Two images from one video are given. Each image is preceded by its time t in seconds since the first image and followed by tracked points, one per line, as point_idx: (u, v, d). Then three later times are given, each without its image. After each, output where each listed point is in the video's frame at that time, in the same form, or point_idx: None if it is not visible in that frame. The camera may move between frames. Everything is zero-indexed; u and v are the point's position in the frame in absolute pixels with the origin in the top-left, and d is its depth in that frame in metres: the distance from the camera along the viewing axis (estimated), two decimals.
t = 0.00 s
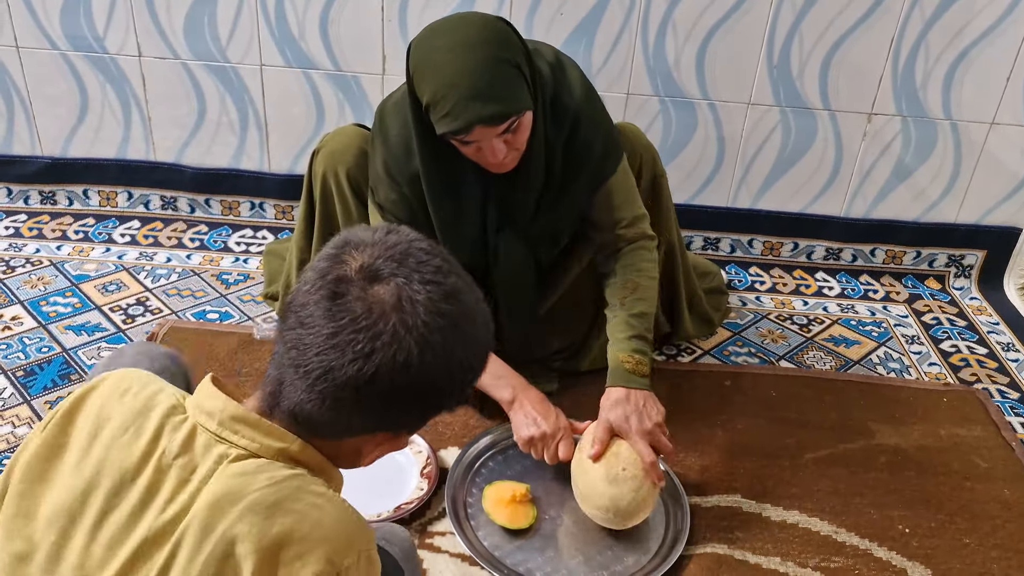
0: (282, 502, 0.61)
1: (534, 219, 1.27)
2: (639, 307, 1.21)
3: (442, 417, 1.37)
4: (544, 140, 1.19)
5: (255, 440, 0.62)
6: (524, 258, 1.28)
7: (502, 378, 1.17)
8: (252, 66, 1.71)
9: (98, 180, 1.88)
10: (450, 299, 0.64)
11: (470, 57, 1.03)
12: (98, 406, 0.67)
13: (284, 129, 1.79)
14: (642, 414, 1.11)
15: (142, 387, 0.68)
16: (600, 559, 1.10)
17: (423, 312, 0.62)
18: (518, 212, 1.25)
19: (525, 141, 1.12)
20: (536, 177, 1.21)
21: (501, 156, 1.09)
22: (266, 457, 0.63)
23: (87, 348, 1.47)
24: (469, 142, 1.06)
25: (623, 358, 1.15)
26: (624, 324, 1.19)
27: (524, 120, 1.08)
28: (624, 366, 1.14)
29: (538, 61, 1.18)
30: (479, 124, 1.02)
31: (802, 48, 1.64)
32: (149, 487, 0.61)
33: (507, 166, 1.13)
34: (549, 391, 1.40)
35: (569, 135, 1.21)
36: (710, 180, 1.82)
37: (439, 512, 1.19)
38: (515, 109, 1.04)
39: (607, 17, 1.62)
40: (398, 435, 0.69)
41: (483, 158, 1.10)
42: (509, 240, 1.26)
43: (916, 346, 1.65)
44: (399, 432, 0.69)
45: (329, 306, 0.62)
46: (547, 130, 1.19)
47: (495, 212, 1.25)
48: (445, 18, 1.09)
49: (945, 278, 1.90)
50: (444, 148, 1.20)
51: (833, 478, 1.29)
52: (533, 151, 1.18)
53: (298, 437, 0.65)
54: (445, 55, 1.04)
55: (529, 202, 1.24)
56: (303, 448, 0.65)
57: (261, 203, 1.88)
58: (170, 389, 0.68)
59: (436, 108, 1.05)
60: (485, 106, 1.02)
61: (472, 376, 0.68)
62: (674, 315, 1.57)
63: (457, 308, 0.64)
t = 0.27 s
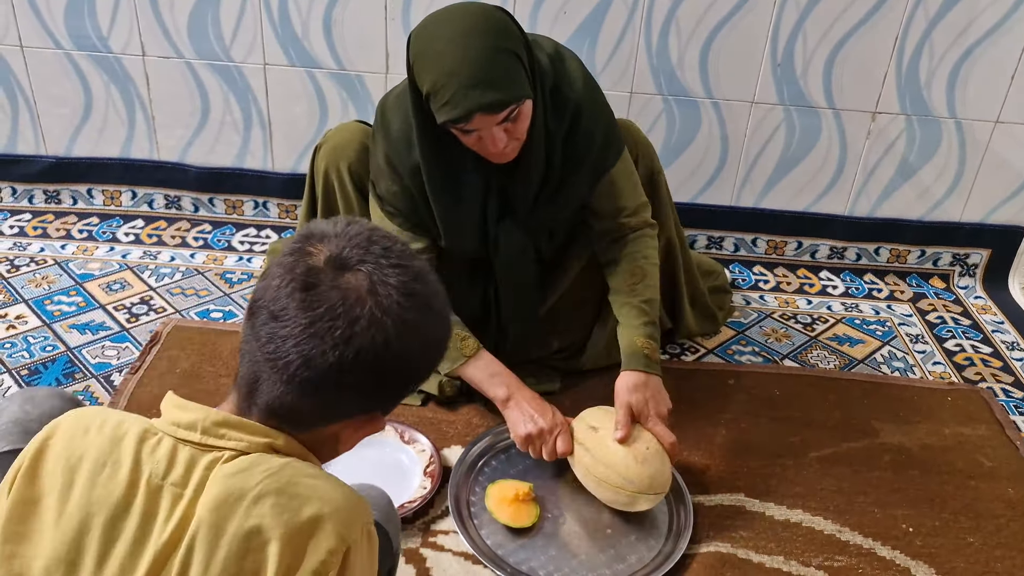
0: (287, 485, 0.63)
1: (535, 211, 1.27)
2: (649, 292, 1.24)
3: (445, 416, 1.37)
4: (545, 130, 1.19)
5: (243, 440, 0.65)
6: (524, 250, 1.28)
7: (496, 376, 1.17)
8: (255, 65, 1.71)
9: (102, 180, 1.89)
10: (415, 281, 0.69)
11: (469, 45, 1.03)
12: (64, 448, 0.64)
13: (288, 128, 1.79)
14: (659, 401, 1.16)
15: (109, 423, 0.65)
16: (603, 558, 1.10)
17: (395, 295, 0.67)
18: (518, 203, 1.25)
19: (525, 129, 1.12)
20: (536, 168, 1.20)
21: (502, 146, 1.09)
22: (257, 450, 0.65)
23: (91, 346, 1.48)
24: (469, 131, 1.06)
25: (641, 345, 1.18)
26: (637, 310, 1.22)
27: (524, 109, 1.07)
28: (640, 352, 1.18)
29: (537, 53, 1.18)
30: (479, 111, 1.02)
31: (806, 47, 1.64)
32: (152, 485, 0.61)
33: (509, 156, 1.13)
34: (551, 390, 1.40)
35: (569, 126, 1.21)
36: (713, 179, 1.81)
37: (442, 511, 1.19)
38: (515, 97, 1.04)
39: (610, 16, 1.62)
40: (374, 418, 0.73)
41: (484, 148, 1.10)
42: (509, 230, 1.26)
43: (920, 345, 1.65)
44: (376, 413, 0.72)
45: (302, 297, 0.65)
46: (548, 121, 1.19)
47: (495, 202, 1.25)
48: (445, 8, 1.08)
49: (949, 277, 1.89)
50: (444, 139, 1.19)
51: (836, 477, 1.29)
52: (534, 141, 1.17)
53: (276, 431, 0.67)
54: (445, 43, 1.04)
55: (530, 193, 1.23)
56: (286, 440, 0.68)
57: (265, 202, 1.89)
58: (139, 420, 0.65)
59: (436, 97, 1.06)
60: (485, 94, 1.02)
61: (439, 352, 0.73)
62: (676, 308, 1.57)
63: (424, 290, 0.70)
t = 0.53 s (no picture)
0: (262, 489, 0.65)
1: (541, 207, 1.27)
2: (672, 280, 1.24)
3: (450, 413, 1.37)
4: (552, 127, 1.20)
5: (202, 461, 0.65)
6: (530, 245, 1.28)
7: (490, 381, 1.17)
8: (261, 64, 1.71)
9: (109, 177, 1.90)
10: (381, 305, 0.71)
11: (484, 40, 1.04)
12: (19, 478, 0.64)
13: (294, 126, 1.79)
14: (673, 406, 1.14)
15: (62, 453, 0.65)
16: (608, 555, 1.10)
17: (362, 318, 0.68)
18: (524, 198, 1.25)
19: (534, 127, 1.12)
20: (544, 164, 1.21)
21: (512, 143, 1.10)
22: (219, 468, 0.65)
23: (97, 343, 1.49)
24: (481, 127, 1.07)
25: (656, 333, 1.19)
26: (659, 299, 1.23)
27: (535, 107, 1.08)
28: (658, 341, 1.19)
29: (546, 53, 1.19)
30: (493, 106, 1.03)
31: (812, 45, 1.64)
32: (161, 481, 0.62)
33: (517, 153, 1.14)
34: (556, 388, 1.41)
35: (576, 124, 1.22)
36: (718, 177, 1.81)
37: (447, 508, 1.20)
38: (527, 93, 1.04)
39: (616, 14, 1.62)
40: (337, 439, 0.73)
41: (494, 145, 1.11)
42: (515, 227, 1.26)
43: (925, 344, 1.65)
44: (338, 435, 0.73)
45: (268, 323, 0.66)
46: (555, 120, 1.20)
47: (502, 199, 1.24)
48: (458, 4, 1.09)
49: (955, 276, 1.89)
50: (452, 135, 1.19)
51: (841, 475, 1.29)
52: (542, 137, 1.18)
53: (237, 448, 0.67)
54: (460, 38, 1.05)
55: (537, 187, 1.24)
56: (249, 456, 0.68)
57: (271, 200, 1.89)
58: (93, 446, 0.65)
59: (450, 91, 1.06)
60: (499, 89, 1.02)
61: (402, 373, 0.74)
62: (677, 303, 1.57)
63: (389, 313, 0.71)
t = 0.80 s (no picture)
0: (193, 516, 0.61)
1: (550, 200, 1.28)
2: (672, 291, 1.23)
3: (456, 410, 1.37)
4: (560, 120, 1.20)
5: (138, 476, 0.62)
6: (538, 238, 1.28)
7: (497, 375, 1.17)
8: (270, 60, 1.72)
9: (117, 173, 1.90)
10: (321, 306, 0.68)
11: (496, 30, 1.04)
12: None
13: (302, 122, 1.80)
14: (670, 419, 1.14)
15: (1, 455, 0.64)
16: (613, 552, 1.11)
17: (299, 321, 0.66)
18: (533, 191, 1.25)
19: (545, 120, 1.13)
20: (553, 156, 1.22)
21: (522, 134, 1.10)
22: (153, 485, 0.62)
23: (105, 338, 1.49)
24: (492, 117, 1.07)
25: (653, 348, 1.18)
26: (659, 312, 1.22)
27: (546, 98, 1.08)
28: (654, 356, 1.18)
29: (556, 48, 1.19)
30: (506, 95, 1.03)
31: (819, 44, 1.64)
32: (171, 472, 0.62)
33: (526, 146, 1.14)
34: (561, 384, 1.41)
35: (584, 118, 1.23)
36: (725, 176, 1.81)
37: (453, 503, 1.20)
38: (539, 84, 1.04)
39: (624, 13, 1.62)
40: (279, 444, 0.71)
41: (504, 136, 1.11)
42: (524, 219, 1.27)
43: (931, 344, 1.65)
44: (280, 439, 0.70)
45: (204, 328, 0.64)
46: (563, 113, 1.21)
47: (510, 191, 1.25)
48: None
49: (961, 277, 1.89)
50: (461, 127, 1.20)
51: (847, 474, 1.29)
52: (552, 130, 1.19)
53: (176, 462, 0.64)
54: (472, 27, 1.05)
55: (547, 179, 1.24)
56: (184, 469, 0.64)
57: (278, 196, 1.90)
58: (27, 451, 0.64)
59: (463, 79, 1.06)
60: (513, 77, 1.03)
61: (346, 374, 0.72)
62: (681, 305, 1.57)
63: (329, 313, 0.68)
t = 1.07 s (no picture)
0: (165, 492, 0.61)
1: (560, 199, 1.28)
2: (673, 298, 1.22)
3: (462, 407, 1.38)
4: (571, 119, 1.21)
5: (108, 459, 0.62)
6: (547, 238, 1.29)
7: (515, 371, 1.19)
8: (278, 58, 1.72)
9: (126, 170, 1.91)
10: (247, 272, 0.65)
11: (508, 28, 1.04)
12: None
13: (310, 120, 1.80)
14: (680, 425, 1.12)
15: None
16: (619, 550, 1.11)
17: (223, 292, 0.64)
18: (542, 190, 1.26)
19: (554, 119, 1.13)
20: (564, 156, 1.22)
21: (532, 134, 1.10)
22: (124, 467, 0.62)
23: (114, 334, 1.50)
24: (502, 116, 1.07)
25: (656, 355, 1.17)
26: (659, 319, 1.21)
27: (557, 98, 1.09)
28: (657, 363, 1.16)
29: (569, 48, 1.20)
30: (515, 94, 1.03)
31: (827, 43, 1.64)
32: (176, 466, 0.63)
33: (536, 145, 1.15)
34: (568, 382, 1.41)
35: (596, 118, 1.23)
36: (733, 175, 1.81)
37: (460, 500, 1.21)
38: (549, 83, 1.05)
39: (631, 12, 1.62)
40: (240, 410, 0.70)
41: (513, 135, 1.11)
42: (533, 218, 1.27)
43: (938, 344, 1.64)
44: (238, 405, 0.69)
45: (131, 312, 0.63)
46: (575, 112, 1.21)
47: (520, 190, 1.25)
48: None
49: (968, 277, 1.88)
50: (472, 126, 1.21)
51: (853, 473, 1.29)
52: (562, 129, 1.19)
53: (148, 443, 0.64)
54: (484, 26, 1.06)
55: (556, 178, 1.25)
56: (155, 448, 0.65)
57: (286, 194, 1.90)
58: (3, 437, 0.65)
59: (474, 77, 1.07)
60: (523, 76, 1.03)
61: (290, 334, 0.70)
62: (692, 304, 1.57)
63: (260, 277, 0.66)
